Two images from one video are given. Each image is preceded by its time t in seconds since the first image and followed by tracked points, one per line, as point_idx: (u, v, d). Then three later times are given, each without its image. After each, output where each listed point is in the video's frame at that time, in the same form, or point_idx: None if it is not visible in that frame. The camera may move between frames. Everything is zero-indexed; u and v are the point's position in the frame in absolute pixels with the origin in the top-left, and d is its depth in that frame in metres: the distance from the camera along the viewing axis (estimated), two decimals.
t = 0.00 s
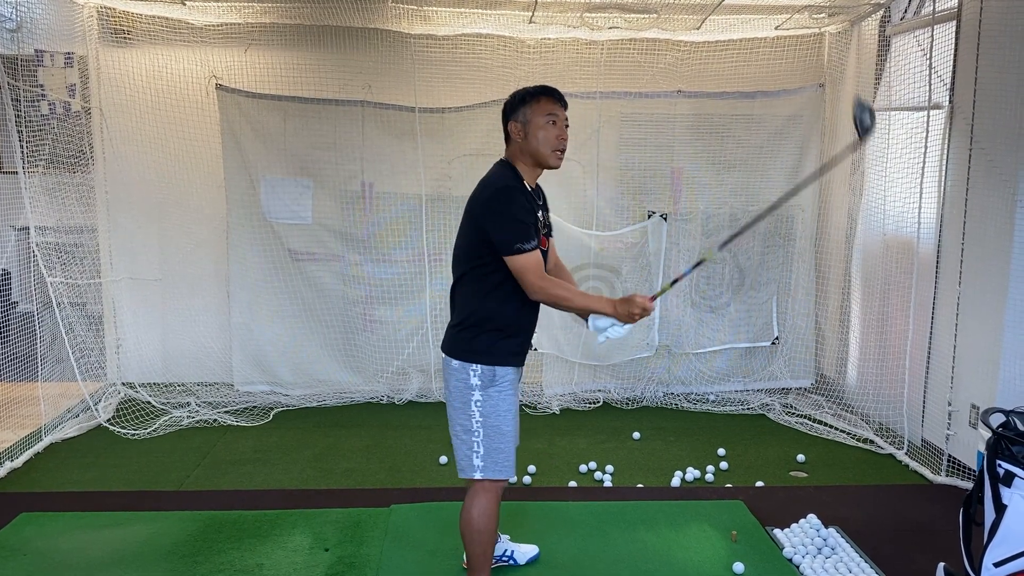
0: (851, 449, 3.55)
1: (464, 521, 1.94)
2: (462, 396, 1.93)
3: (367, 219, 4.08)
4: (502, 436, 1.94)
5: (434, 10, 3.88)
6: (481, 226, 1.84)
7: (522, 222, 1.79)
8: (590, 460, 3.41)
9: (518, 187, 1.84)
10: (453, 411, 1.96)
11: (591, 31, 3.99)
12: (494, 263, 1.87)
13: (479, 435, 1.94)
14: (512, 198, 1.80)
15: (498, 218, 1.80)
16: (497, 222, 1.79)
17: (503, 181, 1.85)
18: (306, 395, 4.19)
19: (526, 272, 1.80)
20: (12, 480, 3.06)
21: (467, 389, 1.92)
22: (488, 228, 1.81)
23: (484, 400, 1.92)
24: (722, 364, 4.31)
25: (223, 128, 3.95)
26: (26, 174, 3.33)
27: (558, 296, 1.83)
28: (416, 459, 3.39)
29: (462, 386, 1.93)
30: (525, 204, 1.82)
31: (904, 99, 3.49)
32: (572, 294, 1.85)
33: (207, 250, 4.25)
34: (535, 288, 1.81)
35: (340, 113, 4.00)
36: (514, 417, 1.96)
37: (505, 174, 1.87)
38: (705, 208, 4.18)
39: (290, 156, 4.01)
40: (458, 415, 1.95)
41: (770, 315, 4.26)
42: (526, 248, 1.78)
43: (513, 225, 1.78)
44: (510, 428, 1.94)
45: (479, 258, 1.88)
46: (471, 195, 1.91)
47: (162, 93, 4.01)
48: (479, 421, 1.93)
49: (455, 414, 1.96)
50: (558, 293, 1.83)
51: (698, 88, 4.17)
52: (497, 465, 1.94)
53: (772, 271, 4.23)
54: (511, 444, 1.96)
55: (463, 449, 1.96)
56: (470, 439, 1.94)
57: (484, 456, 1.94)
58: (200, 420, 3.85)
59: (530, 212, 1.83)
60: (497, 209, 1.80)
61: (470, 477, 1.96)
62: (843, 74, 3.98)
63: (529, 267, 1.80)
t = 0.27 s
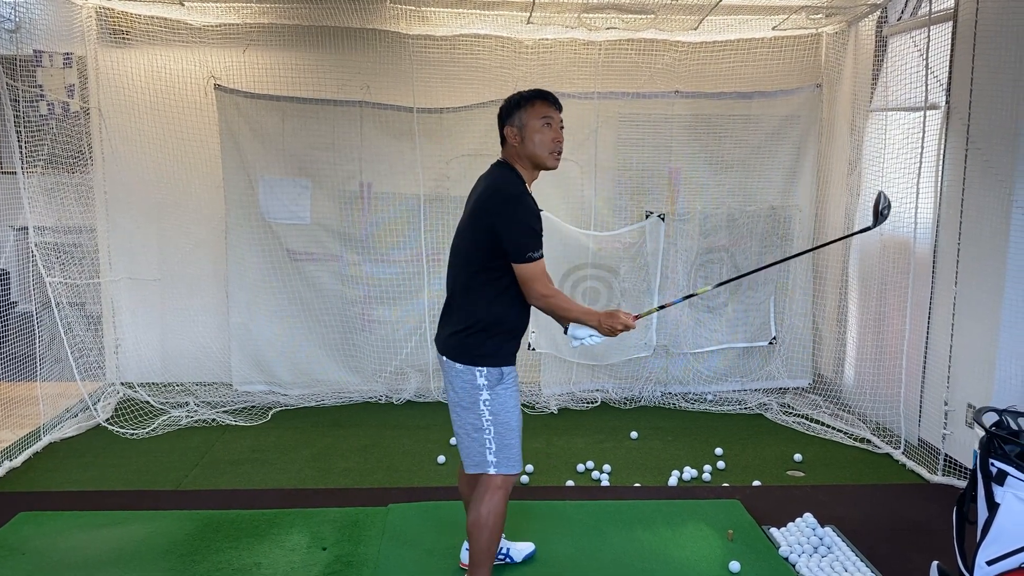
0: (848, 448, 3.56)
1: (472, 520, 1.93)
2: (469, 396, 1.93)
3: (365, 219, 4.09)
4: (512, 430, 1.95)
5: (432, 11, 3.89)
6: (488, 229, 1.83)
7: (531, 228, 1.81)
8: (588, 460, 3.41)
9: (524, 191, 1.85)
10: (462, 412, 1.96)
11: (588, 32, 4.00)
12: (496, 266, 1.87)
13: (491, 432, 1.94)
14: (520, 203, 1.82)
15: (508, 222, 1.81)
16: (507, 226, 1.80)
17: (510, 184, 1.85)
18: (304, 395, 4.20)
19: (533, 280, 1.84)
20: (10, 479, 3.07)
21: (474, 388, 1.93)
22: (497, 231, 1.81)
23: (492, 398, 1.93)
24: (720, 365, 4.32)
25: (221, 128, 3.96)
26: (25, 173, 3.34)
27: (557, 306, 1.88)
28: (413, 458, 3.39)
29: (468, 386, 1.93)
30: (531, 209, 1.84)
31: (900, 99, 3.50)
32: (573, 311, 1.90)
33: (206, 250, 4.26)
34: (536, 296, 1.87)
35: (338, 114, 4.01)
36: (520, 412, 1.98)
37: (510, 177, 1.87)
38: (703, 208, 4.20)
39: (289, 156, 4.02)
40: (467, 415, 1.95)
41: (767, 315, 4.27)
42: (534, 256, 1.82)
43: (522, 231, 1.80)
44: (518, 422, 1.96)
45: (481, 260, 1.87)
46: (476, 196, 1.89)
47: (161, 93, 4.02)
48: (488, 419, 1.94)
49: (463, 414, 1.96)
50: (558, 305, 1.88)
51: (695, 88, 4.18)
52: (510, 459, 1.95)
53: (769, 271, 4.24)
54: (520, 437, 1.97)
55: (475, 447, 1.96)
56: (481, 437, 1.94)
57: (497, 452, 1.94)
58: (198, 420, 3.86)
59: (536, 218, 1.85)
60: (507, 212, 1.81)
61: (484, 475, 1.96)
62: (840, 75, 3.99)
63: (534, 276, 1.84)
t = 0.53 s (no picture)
0: (845, 448, 3.57)
1: (457, 519, 1.95)
2: (446, 394, 1.96)
3: (363, 219, 4.09)
4: (489, 432, 1.94)
5: (430, 11, 3.89)
6: (468, 221, 1.85)
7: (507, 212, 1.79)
8: (585, 460, 3.42)
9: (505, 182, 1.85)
10: (440, 409, 1.98)
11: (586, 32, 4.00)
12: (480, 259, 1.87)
13: (467, 431, 1.95)
14: (498, 192, 1.81)
15: (485, 210, 1.80)
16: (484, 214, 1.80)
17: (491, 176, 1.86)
18: (302, 395, 4.21)
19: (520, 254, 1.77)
20: (8, 479, 3.07)
21: (452, 386, 1.94)
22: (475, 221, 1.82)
23: (469, 398, 1.94)
24: (718, 364, 4.33)
25: (219, 129, 3.96)
26: (23, 174, 3.34)
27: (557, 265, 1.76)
28: (411, 458, 3.40)
29: (446, 384, 1.95)
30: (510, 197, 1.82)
31: (897, 99, 3.50)
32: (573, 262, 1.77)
33: (204, 250, 4.27)
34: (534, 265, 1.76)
35: (337, 114, 4.02)
36: (501, 414, 1.96)
37: (493, 170, 1.89)
38: (700, 208, 4.20)
39: (287, 157, 4.02)
40: (446, 413, 1.97)
41: (764, 315, 4.28)
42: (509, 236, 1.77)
43: (498, 216, 1.78)
44: (496, 425, 1.94)
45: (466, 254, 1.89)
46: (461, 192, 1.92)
47: (159, 94, 4.04)
48: (464, 418, 1.95)
49: (442, 412, 1.99)
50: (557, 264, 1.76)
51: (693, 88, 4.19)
52: (486, 461, 1.95)
53: (767, 271, 4.25)
54: (500, 440, 1.96)
55: (453, 445, 1.98)
56: (458, 436, 1.96)
57: (473, 452, 1.95)
58: (196, 420, 3.86)
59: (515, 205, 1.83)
60: (484, 201, 1.81)
61: (461, 473, 1.98)
62: (837, 75, 4.00)
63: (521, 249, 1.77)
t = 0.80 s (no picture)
0: (842, 447, 3.58)
1: (453, 519, 1.95)
2: (441, 393, 1.96)
3: (362, 219, 4.10)
4: (484, 431, 1.95)
5: (428, 11, 3.90)
6: (465, 217, 1.86)
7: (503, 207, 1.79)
8: (583, 459, 3.42)
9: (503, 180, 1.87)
10: (434, 409, 1.99)
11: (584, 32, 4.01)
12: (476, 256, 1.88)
13: (462, 430, 1.96)
14: (495, 187, 1.83)
15: (481, 204, 1.82)
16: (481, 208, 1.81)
17: (489, 174, 1.88)
18: (301, 395, 4.21)
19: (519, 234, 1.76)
20: (7, 479, 3.07)
21: (447, 385, 1.95)
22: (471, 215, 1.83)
23: (464, 396, 1.95)
24: (716, 364, 4.34)
25: (218, 128, 3.97)
26: (22, 173, 3.35)
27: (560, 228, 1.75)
28: (409, 457, 3.40)
29: (441, 383, 1.96)
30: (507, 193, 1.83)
31: (895, 99, 3.51)
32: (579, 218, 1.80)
33: (203, 250, 4.27)
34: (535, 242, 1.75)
35: (335, 114, 4.02)
36: (496, 413, 1.97)
37: (492, 168, 1.90)
38: (698, 208, 4.21)
39: (286, 157, 4.03)
40: (440, 412, 1.98)
41: (762, 315, 4.29)
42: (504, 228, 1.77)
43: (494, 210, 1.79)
44: (491, 424, 1.95)
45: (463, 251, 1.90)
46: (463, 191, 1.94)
47: (158, 94, 4.04)
48: (459, 417, 1.96)
49: (436, 411, 1.99)
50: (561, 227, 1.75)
51: (691, 88, 4.20)
52: (480, 461, 1.95)
53: (765, 271, 4.26)
54: (495, 440, 1.96)
55: (447, 445, 1.98)
56: (452, 435, 1.96)
57: (467, 452, 1.95)
58: (195, 419, 3.87)
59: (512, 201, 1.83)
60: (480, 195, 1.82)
61: (455, 474, 1.97)
62: (835, 75, 4.01)
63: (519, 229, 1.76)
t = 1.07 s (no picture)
0: (841, 447, 3.58)
1: (466, 518, 1.95)
2: (463, 396, 1.93)
3: (361, 219, 4.10)
4: (508, 428, 1.96)
5: (427, 11, 3.89)
6: (497, 232, 1.83)
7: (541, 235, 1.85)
8: (582, 458, 3.43)
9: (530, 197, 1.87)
10: (454, 413, 1.95)
11: (583, 32, 4.01)
12: (499, 269, 1.87)
13: (487, 431, 1.95)
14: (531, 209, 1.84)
15: (522, 227, 1.82)
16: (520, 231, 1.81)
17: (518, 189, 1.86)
18: (300, 395, 4.21)
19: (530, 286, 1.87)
20: (6, 478, 3.07)
21: (469, 388, 1.92)
22: (509, 235, 1.82)
23: (487, 397, 1.94)
24: (715, 364, 4.33)
25: (216, 128, 3.96)
26: (20, 173, 3.35)
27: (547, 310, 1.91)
28: (408, 457, 3.40)
29: (463, 387, 1.92)
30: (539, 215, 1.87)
31: (893, 99, 3.51)
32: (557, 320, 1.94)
33: (202, 249, 4.27)
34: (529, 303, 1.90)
35: (334, 113, 4.02)
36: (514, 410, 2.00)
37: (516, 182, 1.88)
38: (697, 208, 4.21)
39: (284, 156, 4.03)
40: (463, 416, 1.94)
41: (761, 315, 4.29)
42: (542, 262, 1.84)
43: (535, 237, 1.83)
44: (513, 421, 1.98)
45: (484, 263, 1.86)
46: (482, 198, 1.87)
47: (157, 93, 4.04)
48: (484, 419, 1.94)
49: (457, 416, 1.95)
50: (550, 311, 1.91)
51: (690, 88, 4.20)
52: (505, 458, 1.96)
53: (764, 271, 4.26)
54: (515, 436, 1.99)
55: (471, 448, 1.95)
56: (479, 437, 1.94)
57: (494, 451, 1.95)
58: (194, 418, 3.87)
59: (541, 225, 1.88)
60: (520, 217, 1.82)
61: (480, 475, 1.95)
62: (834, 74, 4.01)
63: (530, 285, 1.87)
